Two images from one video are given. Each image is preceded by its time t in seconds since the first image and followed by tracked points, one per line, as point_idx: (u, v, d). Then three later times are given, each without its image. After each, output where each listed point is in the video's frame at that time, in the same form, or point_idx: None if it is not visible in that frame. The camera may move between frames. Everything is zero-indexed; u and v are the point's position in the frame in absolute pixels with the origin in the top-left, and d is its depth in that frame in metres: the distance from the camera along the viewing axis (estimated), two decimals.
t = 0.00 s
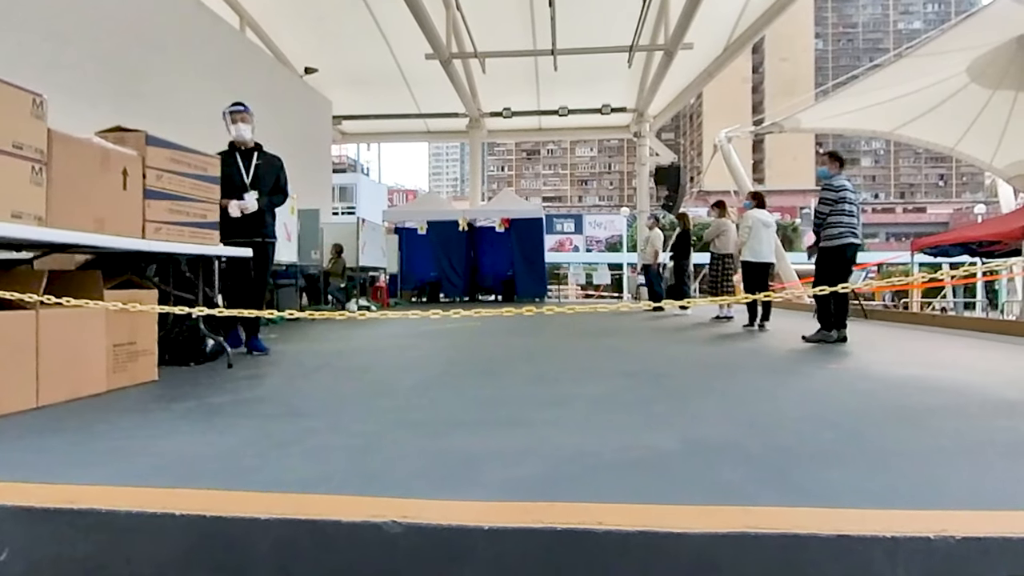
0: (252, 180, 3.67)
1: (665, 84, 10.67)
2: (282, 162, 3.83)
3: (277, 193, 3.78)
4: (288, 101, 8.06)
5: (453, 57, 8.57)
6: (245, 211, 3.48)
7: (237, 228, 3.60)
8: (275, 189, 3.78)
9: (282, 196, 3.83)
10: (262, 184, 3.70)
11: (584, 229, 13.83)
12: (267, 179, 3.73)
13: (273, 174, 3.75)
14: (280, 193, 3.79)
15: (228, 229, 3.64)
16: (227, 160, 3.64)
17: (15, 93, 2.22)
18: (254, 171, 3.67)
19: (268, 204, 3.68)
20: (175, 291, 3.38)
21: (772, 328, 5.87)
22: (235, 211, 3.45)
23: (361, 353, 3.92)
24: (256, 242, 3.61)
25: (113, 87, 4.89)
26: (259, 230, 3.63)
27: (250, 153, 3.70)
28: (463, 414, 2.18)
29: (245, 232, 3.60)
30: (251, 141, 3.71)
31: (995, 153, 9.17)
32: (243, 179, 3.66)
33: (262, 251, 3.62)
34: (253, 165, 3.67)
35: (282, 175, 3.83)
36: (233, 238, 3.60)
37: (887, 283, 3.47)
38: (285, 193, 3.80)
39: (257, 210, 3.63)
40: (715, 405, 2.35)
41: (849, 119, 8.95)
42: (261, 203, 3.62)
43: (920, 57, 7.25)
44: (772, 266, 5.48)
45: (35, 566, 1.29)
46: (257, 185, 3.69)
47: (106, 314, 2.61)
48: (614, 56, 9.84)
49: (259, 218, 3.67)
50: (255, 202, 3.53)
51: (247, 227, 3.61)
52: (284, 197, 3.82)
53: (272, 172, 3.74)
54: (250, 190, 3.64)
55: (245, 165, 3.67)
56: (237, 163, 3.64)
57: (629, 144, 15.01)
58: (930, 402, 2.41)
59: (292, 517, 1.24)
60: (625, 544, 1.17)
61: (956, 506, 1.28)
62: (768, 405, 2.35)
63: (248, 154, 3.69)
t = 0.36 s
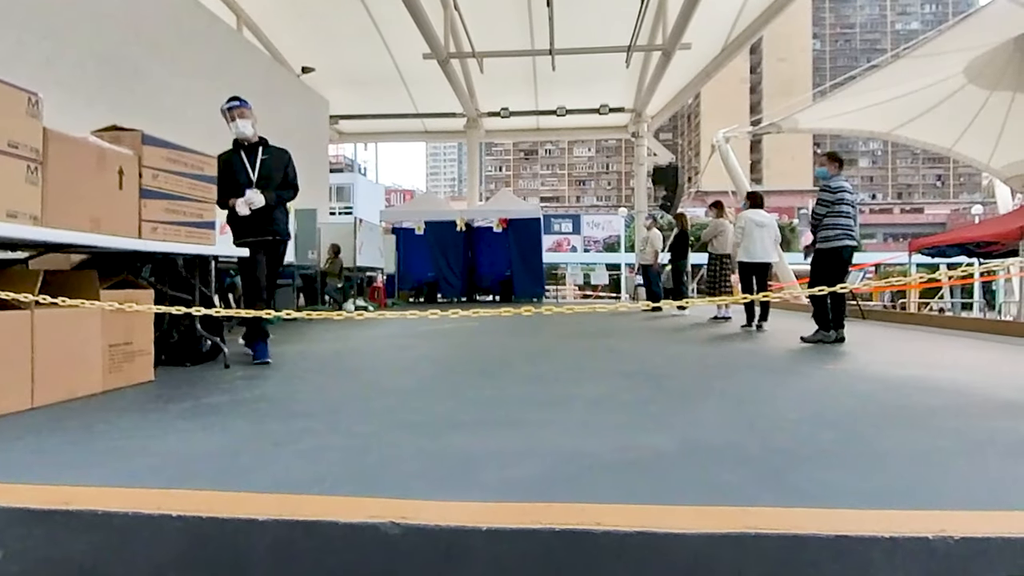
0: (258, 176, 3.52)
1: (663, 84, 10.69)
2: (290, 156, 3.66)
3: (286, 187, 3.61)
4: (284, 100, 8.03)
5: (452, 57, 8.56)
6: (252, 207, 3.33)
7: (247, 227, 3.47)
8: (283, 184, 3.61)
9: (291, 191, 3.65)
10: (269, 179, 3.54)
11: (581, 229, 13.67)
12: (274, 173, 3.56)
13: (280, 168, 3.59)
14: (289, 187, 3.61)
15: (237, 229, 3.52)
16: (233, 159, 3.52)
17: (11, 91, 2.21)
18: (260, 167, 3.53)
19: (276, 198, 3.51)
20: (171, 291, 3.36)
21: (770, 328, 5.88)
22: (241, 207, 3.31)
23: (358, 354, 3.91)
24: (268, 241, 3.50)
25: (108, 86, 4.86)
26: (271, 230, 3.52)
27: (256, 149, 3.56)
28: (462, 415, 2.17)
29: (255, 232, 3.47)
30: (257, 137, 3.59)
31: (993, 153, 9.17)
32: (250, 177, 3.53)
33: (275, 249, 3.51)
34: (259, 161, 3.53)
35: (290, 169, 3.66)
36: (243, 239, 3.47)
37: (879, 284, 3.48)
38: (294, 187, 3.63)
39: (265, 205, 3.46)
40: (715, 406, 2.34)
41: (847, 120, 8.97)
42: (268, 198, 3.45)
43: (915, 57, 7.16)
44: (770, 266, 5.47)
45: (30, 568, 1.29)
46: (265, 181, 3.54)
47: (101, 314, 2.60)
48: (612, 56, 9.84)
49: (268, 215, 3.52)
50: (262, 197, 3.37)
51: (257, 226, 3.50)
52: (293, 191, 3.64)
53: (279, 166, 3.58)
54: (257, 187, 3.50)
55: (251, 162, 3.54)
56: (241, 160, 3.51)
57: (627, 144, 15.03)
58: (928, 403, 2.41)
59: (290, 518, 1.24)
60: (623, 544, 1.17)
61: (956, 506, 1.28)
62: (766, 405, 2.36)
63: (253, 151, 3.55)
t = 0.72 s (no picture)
0: (262, 167, 3.33)
1: (661, 84, 10.69)
2: (295, 143, 3.44)
3: (292, 176, 3.40)
4: (281, 99, 8.00)
5: (449, 56, 8.55)
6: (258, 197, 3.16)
7: (257, 222, 3.30)
8: (289, 172, 3.40)
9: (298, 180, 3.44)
10: (274, 168, 3.33)
11: (579, 229, 13.74)
12: (279, 163, 3.36)
13: (284, 156, 3.37)
14: (296, 176, 3.41)
15: (244, 224, 3.34)
16: (235, 150, 3.33)
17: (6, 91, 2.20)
18: (263, 157, 3.32)
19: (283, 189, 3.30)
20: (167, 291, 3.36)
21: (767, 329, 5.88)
22: (246, 198, 3.14)
23: (355, 354, 3.90)
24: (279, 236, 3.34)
25: (104, 85, 4.84)
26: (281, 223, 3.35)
27: (258, 138, 3.35)
28: (459, 416, 2.17)
29: (265, 226, 3.31)
30: (259, 124, 3.39)
31: (991, 154, 9.18)
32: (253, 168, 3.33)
33: (286, 245, 3.35)
34: (262, 150, 3.32)
35: (296, 157, 3.45)
36: (251, 233, 3.31)
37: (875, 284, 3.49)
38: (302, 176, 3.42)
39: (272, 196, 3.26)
40: (714, 406, 2.34)
41: (845, 120, 8.97)
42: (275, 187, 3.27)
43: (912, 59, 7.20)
44: (768, 266, 5.47)
45: (24, 569, 1.28)
46: (271, 170, 3.34)
47: (97, 314, 2.59)
48: (609, 56, 9.85)
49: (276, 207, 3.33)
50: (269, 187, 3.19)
51: (267, 220, 3.33)
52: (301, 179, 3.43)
53: (284, 154, 3.36)
54: (262, 177, 3.31)
55: (253, 152, 3.34)
56: (243, 151, 3.32)
57: (624, 145, 15.03)
58: (926, 403, 2.41)
59: (286, 520, 1.24)
60: (622, 545, 1.17)
61: (954, 507, 1.28)
62: (765, 406, 2.35)
63: (256, 140, 3.35)
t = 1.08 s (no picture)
0: (268, 158, 3.18)
1: (659, 84, 10.70)
2: (307, 136, 3.25)
3: (298, 169, 3.21)
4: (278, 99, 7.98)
5: (447, 56, 8.54)
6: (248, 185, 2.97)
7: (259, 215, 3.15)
8: (296, 165, 3.21)
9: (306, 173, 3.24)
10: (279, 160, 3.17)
11: (577, 230, 13.44)
12: (285, 154, 3.19)
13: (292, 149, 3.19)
14: (303, 169, 3.21)
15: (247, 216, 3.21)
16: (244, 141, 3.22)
17: None
18: (269, 147, 3.18)
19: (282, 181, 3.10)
20: (163, 291, 3.35)
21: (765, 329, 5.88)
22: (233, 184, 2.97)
23: (352, 354, 3.88)
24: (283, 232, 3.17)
25: (99, 84, 4.83)
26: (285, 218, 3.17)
27: (269, 130, 3.23)
28: (456, 417, 2.16)
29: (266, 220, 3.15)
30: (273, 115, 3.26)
31: (988, 155, 9.21)
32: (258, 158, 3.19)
33: (288, 242, 3.17)
34: (269, 141, 3.19)
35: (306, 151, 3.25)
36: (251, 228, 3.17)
37: (873, 284, 3.49)
38: (309, 168, 3.21)
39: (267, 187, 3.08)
40: (712, 407, 2.33)
41: (843, 120, 8.98)
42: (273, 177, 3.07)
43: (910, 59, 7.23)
44: (767, 267, 5.48)
45: (18, 571, 1.27)
46: (275, 161, 3.17)
47: (92, 314, 2.58)
48: (607, 56, 9.86)
49: (279, 201, 3.15)
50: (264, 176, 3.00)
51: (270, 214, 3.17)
52: (308, 173, 3.22)
53: (291, 145, 3.19)
54: (265, 169, 3.16)
55: (262, 143, 3.22)
56: (251, 142, 3.21)
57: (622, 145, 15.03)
58: (924, 404, 2.41)
59: (282, 521, 1.23)
60: (621, 547, 1.16)
61: (952, 508, 1.28)
62: (763, 406, 2.35)
63: (266, 131, 3.23)
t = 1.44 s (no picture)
0: (250, 147, 2.90)
1: (657, 84, 10.70)
2: (295, 125, 2.94)
3: (279, 159, 2.89)
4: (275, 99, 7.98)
5: (445, 55, 8.52)
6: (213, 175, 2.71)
7: (235, 209, 2.87)
8: (277, 156, 2.90)
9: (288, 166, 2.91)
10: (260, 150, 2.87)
11: (575, 230, 13.69)
12: (267, 143, 2.89)
13: (275, 138, 2.89)
14: (284, 160, 2.88)
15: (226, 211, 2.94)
16: (231, 130, 2.98)
17: None
18: (252, 136, 2.90)
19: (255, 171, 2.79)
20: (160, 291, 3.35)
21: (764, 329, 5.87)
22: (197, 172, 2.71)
23: (350, 355, 3.87)
24: (261, 229, 2.86)
25: (95, 83, 4.81)
26: (263, 213, 2.86)
27: (257, 118, 2.95)
28: (454, 417, 2.15)
29: (243, 215, 2.85)
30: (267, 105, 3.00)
31: (986, 155, 9.23)
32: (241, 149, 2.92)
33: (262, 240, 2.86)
34: (254, 129, 2.91)
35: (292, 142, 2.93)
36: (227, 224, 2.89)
37: (872, 284, 3.48)
38: (290, 160, 2.88)
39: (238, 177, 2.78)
40: (708, 407, 2.33)
41: (841, 121, 8.98)
42: (246, 166, 2.77)
43: (908, 60, 7.23)
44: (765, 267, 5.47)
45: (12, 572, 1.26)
46: (255, 151, 2.88)
47: (88, 314, 2.57)
48: (606, 56, 9.88)
49: (256, 193, 2.85)
50: (229, 165, 2.73)
51: (249, 209, 2.87)
52: (290, 164, 2.89)
53: (276, 135, 2.89)
54: (244, 159, 2.88)
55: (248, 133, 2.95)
56: (237, 131, 2.96)
57: (621, 145, 15.04)
58: (923, 404, 2.41)
59: (278, 522, 1.22)
60: (619, 548, 1.16)
61: (949, 508, 1.28)
62: (762, 407, 2.35)
63: (253, 120, 2.96)
